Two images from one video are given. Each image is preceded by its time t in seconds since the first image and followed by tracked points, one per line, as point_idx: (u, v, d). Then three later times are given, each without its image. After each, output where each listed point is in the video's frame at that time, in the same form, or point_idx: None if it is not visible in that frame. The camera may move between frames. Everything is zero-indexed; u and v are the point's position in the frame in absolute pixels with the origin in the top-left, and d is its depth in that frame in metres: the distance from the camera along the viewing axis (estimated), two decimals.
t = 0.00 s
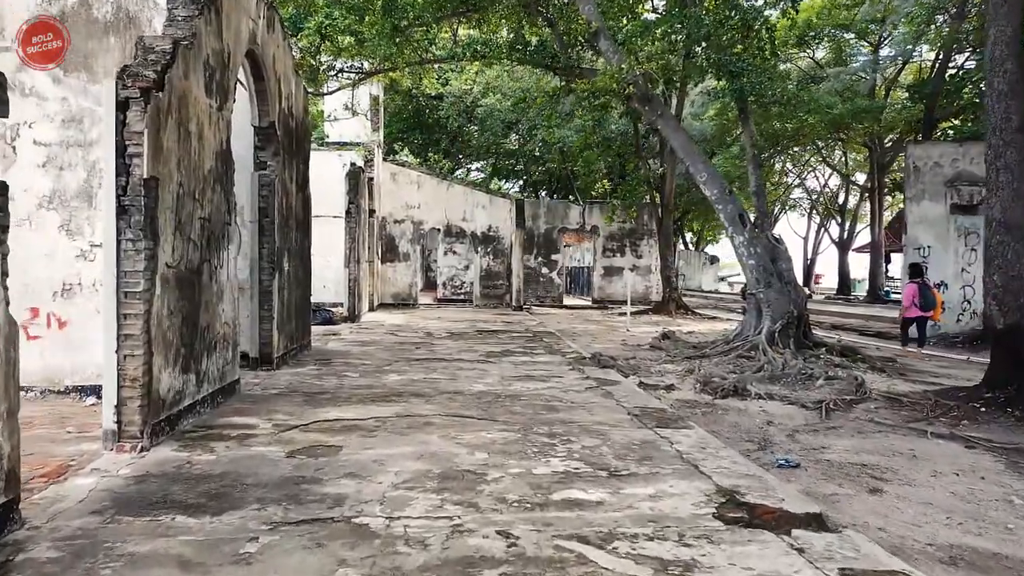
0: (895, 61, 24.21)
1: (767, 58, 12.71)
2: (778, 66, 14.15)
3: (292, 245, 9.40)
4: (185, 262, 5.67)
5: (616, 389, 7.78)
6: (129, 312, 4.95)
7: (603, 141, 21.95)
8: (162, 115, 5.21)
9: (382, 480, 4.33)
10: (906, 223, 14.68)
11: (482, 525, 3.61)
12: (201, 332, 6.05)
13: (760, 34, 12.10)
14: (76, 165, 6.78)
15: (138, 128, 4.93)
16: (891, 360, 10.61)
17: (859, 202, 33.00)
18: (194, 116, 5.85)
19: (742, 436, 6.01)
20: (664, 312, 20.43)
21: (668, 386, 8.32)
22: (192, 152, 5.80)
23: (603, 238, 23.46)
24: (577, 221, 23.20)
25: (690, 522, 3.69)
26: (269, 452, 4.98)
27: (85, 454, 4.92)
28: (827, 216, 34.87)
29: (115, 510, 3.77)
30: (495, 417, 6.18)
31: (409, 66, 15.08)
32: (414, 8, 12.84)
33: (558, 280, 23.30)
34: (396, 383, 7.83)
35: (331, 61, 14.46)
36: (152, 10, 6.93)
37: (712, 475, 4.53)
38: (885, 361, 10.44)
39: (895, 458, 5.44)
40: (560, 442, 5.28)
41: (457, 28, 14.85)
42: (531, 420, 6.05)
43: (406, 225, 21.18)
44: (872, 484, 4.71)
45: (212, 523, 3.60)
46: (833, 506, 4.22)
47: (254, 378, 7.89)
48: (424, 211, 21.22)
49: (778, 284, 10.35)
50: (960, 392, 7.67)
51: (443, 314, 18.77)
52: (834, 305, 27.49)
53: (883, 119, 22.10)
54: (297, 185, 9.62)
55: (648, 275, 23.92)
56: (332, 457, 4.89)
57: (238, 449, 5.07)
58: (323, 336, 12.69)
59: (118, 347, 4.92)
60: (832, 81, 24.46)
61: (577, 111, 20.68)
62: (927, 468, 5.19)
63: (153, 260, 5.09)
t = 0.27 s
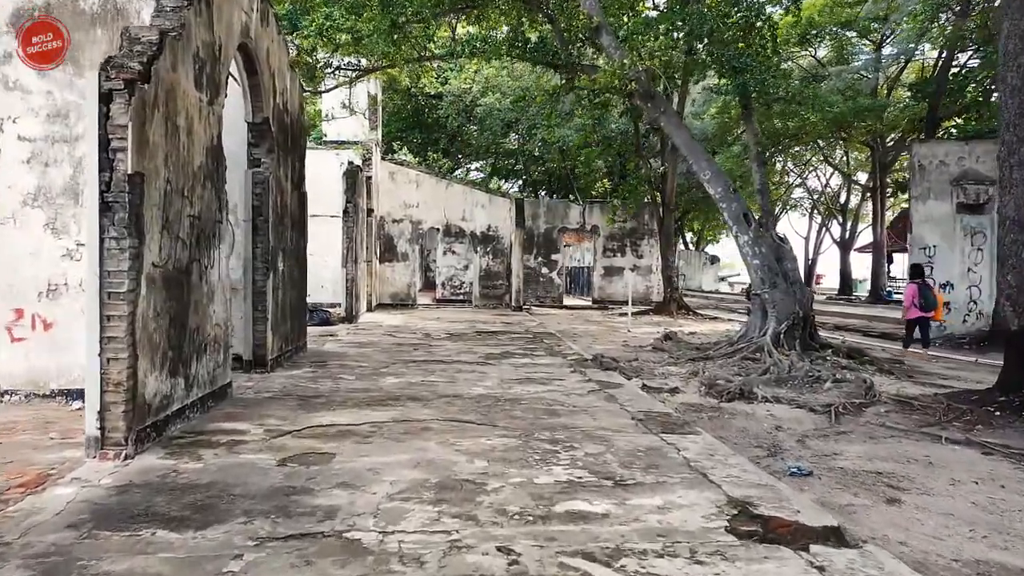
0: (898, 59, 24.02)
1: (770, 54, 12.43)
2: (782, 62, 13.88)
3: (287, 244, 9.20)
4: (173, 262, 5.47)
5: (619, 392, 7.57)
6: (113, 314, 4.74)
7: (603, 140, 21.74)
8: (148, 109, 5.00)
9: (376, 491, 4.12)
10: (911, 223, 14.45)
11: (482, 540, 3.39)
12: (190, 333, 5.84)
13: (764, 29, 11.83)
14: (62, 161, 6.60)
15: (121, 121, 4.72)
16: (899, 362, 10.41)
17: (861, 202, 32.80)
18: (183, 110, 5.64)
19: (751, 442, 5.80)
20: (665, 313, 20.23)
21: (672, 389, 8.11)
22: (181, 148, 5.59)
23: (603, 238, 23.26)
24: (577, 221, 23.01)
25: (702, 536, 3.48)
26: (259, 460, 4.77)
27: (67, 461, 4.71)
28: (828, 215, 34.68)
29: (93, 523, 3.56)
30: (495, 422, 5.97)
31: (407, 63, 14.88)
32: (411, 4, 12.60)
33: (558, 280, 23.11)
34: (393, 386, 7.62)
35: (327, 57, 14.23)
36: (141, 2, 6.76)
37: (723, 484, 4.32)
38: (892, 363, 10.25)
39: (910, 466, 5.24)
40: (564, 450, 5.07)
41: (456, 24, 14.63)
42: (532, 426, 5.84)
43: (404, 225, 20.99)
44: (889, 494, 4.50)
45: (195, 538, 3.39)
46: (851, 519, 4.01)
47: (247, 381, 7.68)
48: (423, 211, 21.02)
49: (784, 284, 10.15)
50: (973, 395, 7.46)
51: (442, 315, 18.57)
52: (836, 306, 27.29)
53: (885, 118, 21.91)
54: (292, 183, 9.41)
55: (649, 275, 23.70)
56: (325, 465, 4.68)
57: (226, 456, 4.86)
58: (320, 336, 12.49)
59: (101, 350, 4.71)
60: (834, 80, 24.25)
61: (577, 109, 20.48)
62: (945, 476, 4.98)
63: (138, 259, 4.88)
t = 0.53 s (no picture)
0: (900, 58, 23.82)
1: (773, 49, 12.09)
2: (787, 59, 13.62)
3: (281, 243, 8.98)
4: (159, 261, 5.25)
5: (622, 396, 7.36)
6: (93, 315, 4.51)
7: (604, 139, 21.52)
8: (132, 101, 4.79)
9: (369, 502, 3.91)
10: (916, 222, 14.21)
11: (480, 557, 3.18)
12: (177, 335, 5.62)
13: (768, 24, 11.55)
14: (47, 157, 6.41)
15: (102, 113, 4.51)
16: (906, 364, 10.19)
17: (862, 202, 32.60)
18: (170, 104, 5.43)
19: (759, 448, 5.59)
20: (666, 313, 20.03)
21: (676, 392, 7.90)
22: (167, 142, 5.37)
23: (603, 238, 23.04)
24: (577, 220, 22.81)
25: (714, 552, 3.27)
26: (247, 468, 4.55)
27: (46, 470, 4.49)
28: (830, 215, 34.47)
29: (67, 539, 3.35)
30: (495, 427, 5.75)
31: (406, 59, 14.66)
32: None
33: (558, 280, 22.91)
34: (389, 389, 7.41)
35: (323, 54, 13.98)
36: None
37: (733, 494, 4.10)
38: (899, 365, 10.04)
39: (926, 473, 5.03)
40: (566, 457, 4.85)
41: (455, 21, 14.39)
42: (533, 431, 5.63)
43: (402, 224, 20.77)
44: (907, 504, 4.29)
45: (174, 555, 3.18)
46: (868, 531, 3.81)
47: (239, 384, 7.47)
48: (422, 210, 20.80)
49: (789, 285, 9.94)
50: (986, 399, 7.24)
51: (440, 315, 18.37)
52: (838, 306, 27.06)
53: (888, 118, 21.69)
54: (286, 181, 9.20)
55: (650, 275, 23.47)
56: (315, 474, 4.47)
57: (213, 464, 4.64)
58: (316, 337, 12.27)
59: (81, 354, 4.49)
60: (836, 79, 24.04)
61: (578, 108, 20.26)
62: (964, 485, 4.77)
63: (121, 257, 4.67)
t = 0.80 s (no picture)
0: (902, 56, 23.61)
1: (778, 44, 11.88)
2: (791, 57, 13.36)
3: (275, 242, 8.77)
4: (144, 259, 5.04)
5: (625, 399, 7.15)
6: (72, 316, 4.31)
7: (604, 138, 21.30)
8: (114, 91, 4.57)
9: (360, 514, 3.70)
10: (922, 222, 13.97)
11: None
12: (164, 336, 5.40)
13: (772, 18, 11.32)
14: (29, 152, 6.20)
15: (83, 104, 4.30)
16: (914, 366, 9.97)
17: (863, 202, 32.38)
18: (156, 96, 5.21)
19: (769, 455, 5.37)
20: (667, 313, 19.82)
21: (680, 395, 7.69)
22: (153, 135, 5.15)
23: (604, 238, 22.82)
24: (577, 220, 22.61)
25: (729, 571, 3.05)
26: (234, 477, 4.33)
27: (23, 479, 4.28)
28: (831, 215, 34.25)
29: (36, 556, 3.13)
30: (494, 433, 5.54)
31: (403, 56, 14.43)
32: None
33: (557, 280, 22.69)
34: (385, 392, 7.19)
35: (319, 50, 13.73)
36: None
37: (746, 506, 3.89)
38: (908, 367, 9.82)
39: (944, 481, 4.81)
40: (569, 465, 4.63)
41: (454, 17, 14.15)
42: (534, 437, 5.41)
43: (401, 224, 20.53)
44: (928, 515, 4.07)
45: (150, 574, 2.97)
46: (890, 545, 3.59)
47: (230, 387, 7.25)
48: (420, 210, 20.57)
49: (794, 285, 9.73)
50: (1000, 402, 7.03)
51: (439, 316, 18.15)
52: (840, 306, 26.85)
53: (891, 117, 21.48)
54: (280, 178, 8.99)
55: (651, 275, 23.25)
56: (306, 483, 4.25)
57: (198, 473, 4.43)
58: (312, 338, 12.06)
59: (59, 357, 4.28)
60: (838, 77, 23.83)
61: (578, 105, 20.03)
62: (985, 494, 4.55)
63: (102, 255, 4.45)
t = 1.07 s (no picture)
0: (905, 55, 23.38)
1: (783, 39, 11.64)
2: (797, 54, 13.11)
3: (270, 241, 8.55)
4: (128, 259, 4.82)
5: (629, 403, 6.94)
6: (49, 318, 4.08)
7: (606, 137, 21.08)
8: (95, 83, 4.35)
9: (352, 529, 3.47)
10: (928, 221, 13.74)
11: None
12: (151, 339, 5.19)
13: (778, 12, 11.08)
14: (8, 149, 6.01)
15: (60, 96, 4.07)
16: (923, 368, 9.75)
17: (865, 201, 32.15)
18: (142, 88, 4.99)
19: (781, 463, 5.15)
20: (669, 314, 19.61)
21: (686, 399, 7.47)
22: (138, 129, 4.93)
23: (604, 237, 22.61)
24: (577, 220, 22.40)
25: None
26: (220, 488, 4.11)
27: None
28: (833, 215, 34.02)
29: None
30: (494, 440, 5.32)
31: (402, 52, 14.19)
32: None
33: (557, 281, 22.48)
34: (382, 396, 6.96)
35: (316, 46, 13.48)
36: None
37: (761, 520, 3.67)
38: (916, 369, 9.60)
39: (967, 491, 4.58)
40: (573, 474, 4.41)
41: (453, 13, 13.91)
42: (536, 444, 5.19)
43: (399, 224, 20.29)
44: (954, 529, 3.84)
45: None
46: (916, 564, 3.37)
47: (222, 391, 7.02)
48: (419, 209, 20.35)
49: (801, 285, 9.51)
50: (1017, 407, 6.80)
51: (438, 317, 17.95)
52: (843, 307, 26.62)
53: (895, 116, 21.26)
54: (275, 176, 8.77)
55: (652, 275, 23.03)
56: (295, 495, 4.02)
57: (183, 483, 4.20)
58: (309, 339, 11.83)
59: (35, 362, 4.06)
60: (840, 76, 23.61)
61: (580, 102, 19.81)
62: (1010, 505, 4.32)
63: (82, 253, 4.23)
